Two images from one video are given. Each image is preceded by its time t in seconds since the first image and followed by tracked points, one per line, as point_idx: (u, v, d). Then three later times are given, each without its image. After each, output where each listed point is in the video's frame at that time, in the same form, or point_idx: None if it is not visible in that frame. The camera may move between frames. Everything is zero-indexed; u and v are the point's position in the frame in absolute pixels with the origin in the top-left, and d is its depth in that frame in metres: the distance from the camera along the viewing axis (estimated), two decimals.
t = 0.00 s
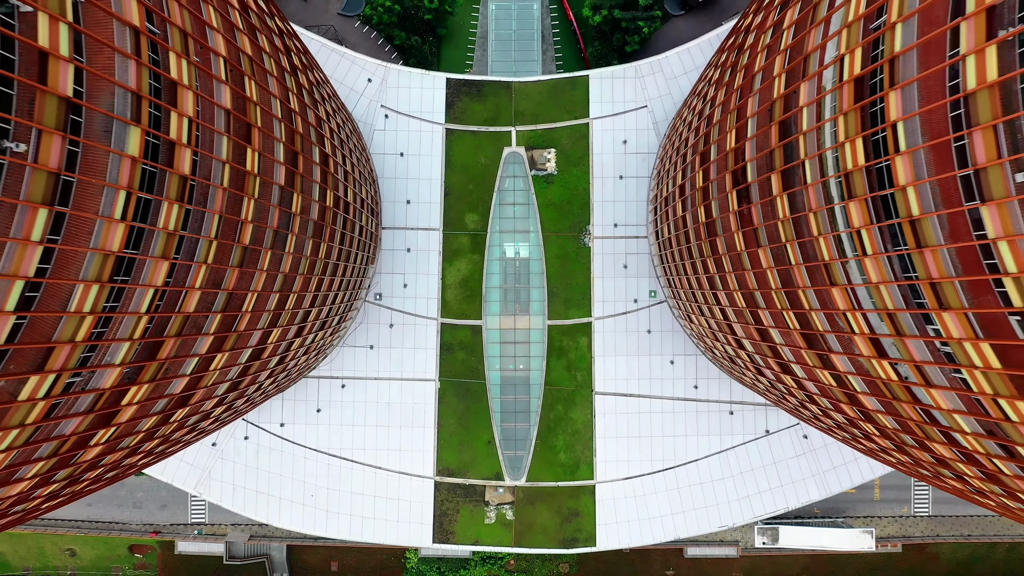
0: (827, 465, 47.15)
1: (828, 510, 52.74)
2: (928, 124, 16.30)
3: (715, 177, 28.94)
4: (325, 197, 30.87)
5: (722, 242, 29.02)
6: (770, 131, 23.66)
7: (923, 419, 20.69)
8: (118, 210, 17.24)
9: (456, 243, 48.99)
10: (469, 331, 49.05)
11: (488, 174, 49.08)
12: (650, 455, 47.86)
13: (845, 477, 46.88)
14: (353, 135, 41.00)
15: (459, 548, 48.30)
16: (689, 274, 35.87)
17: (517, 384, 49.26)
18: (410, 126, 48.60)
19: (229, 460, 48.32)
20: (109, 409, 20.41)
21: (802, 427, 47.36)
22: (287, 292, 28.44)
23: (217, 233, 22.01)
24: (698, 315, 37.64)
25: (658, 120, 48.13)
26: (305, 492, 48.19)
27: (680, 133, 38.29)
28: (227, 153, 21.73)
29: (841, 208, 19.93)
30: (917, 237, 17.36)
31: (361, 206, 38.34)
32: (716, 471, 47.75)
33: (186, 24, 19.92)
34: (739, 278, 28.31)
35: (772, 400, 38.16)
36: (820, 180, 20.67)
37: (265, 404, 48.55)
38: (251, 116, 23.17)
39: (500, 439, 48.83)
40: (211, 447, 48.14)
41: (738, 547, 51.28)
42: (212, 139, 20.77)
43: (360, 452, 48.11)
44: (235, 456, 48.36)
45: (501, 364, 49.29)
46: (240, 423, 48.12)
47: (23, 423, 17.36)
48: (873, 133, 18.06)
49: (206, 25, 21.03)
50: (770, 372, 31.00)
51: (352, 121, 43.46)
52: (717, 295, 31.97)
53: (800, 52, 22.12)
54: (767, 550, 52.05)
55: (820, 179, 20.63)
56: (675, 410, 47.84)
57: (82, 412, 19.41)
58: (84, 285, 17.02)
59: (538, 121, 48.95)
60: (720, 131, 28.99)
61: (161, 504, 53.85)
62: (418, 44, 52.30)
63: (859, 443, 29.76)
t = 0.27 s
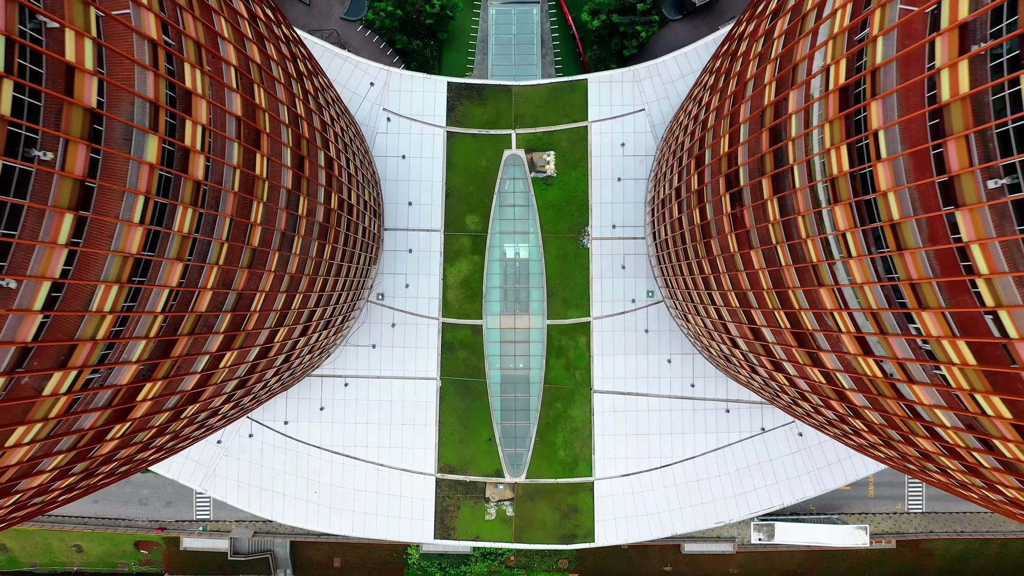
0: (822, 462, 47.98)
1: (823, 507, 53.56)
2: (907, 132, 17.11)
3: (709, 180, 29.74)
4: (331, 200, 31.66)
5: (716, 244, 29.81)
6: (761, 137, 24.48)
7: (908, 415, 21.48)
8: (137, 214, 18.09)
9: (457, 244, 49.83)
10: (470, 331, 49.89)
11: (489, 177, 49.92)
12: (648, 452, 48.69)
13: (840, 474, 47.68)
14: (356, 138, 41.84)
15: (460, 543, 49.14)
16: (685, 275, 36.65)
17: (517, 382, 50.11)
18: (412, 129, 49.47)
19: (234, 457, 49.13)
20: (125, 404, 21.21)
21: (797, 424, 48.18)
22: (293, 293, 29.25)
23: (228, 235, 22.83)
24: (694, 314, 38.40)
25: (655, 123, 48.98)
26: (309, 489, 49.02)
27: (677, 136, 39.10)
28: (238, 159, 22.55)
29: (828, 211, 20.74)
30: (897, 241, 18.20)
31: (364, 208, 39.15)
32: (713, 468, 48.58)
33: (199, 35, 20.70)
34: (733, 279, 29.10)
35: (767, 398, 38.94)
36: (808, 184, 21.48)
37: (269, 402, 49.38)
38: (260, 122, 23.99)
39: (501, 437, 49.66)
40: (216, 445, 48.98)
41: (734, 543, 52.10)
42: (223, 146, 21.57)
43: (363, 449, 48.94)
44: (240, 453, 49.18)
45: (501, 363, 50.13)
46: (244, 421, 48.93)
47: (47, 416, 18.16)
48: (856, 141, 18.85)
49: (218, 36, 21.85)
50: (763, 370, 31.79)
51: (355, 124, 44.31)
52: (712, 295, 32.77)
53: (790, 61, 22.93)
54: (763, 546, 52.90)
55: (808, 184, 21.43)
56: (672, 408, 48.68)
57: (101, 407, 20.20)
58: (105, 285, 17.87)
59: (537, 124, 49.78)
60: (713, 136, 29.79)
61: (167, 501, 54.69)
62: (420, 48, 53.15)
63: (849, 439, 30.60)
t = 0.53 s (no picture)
0: (816, 459, 48.89)
1: (818, 504, 54.45)
2: (887, 141, 18.00)
3: (703, 185, 30.68)
4: (336, 202, 32.61)
5: (709, 246, 30.73)
6: (752, 143, 25.36)
7: (891, 410, 22.33)
8: (155, 218, 18.99)
9: (458, 245, 50.75)
10: (470, 330, 50.80)
11: (489, 179, 50.84)
12: (646, 449, 49.62)
13: (834, 471, 48.59)
14: (359, 141, 42.72)
15: (461, 539, 50.06)
16: (681, 276, 37.54)
17: (516, 381, 51.04)
18: (414, 132, 50.40)
19: (239, 454, 50.01)
20: (141, 400, 22.06)
21: (792, 422, 49.10)
22: (300, 293, 30.22)
23: (241, 238, 23.79)
24: (690, 314, 39.29)
25: (652, 127, 49.92)
26: (313, 485, 49.94)
27: (673, 139, 39.96)
28: (249, 164, 23.45)
29: (813, 215, 21.65)
30: (878, 244, 19.11)
31: (367, 211, 40.02)
32: (709, 465, 49.50)
33: (212, 46, 21.57)
34: (725, 279, 29.99)
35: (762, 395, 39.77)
36: (795, 189, 22.37)
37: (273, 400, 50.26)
38: (269, 129, 24.87)
39: (501, 434, 50.60)
40: (222, 442, 49.87)
41: (730, 539, 53.03)
42: (235, 152, 22.45)
43: (366, 447, 49.87)
44: (245, 450, 50.07)
45: (501, 362, 51.07)
46: (249, 419, 49.82)
47: (70, 411, 19.05)
48: (840, 148, 19.72)
49: (230, 46, 22.73)
50: (757, 368, 32.65)
51: (358, 128, 45.27)
52: (706, 295, 33.66)
53: (779, 70, 23.82)
54: (759, 542, 53.83)
55: (795, 189, 22.32)
56: (668, 406, 49.62)
57: (119, 402, 21.06)
58: (126, 286, 18.81)
59: (537, 127, 50.69)
60: (706, 141, 30.68)
61: (172, 498, 55.04)
62: (422, 53, 54.09)
63: (840, 435, 31.50)
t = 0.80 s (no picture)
0: (811, 456, 49.71)
1: (814, 501, 55.26)
2: (869, 148, 18.81)
3: (697, 188, 31.45)
4: (341, 205, 33.40)
5: (703, 248, 31.51)
6: (745, 148, 26.16)
7: (878, 406, 23.09)
8: (171, 222, 19.83)
9: (459, 246, 51.59)
10: (471, 330, 51.64)
11: (490, 181, 51.68)
12: (643, 447, 50.46)
13: (829, 468, 49.43)
14: (362, 144, 43.53)
15: (462, 535, 50.90)
16: (678, 277, 38.29)
17: (516, 380, 51.88)
18: (415, 135, 51.25)
19: (244, 452, 50.83)
20: (154, 396, 22.83)
21: (787, 420, 49.91)
22: (305, 294, 31.01)
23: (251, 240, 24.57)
24: (687, 314, 40.06)
25: (650, 129, 50.76)
26: (316, 482, 50.76)
27: (670, 142, 40.75)
28: (258, 169, 24.27)
29: (802, 218, 22.45)
30: (862, 246, 19.92)
31: (369, 212, 40.74)
32: (706, 462, 50.33)
33: (224, 56, 22.38)
34: (720, 280, 30.74)
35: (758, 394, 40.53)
36: (785, 193, 23.17)
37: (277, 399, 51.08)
38: (277, 135, 25.68)
39: (501, 432, 51.45)
40: (226, 440, 50.70)
41: (727, 535, 53.88)
42: (245, 157, 23.24)
43: (368, 444, 50.69)
44: (250, 448, 50.89)
45: (501, 361, 51.90)
46: (253, 417, 50.65)
47: (88, 406, 19.87)
48: (826, 154, 20.51)
49: (240, 56, 23.56)
50: (751, 367, 33.44)
51: (360, 131, 46.12)
52: (702, 296, 34.46)
53: (770, 78, 24.61)
54: (756, 538, 54.67)
55: (786, 193, 23.11)
56: (666, 404, 50.45)
57: (134, 398, 21.85)
58: (143, 287, 19.66)
59: (536, 130, 51.54)
60: (700, 145, 31.43)
61: (178, 494, 55.88)
62: (423, 57, 54.95)
63: (831, 431, 32.34)
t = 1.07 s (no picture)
0: (806, 454, 50.54)
1: (809, 498, 56.10)
2: (854, 154, 19.58)
3: (692, 191, 32.21)
4: (345, 207, 34.15)
5: (698, 249, 32.24)
6: (737, 152, 26.92)
7: (864, 402, 23.89)
8: (185, 225, 20.61)
9: (460, 247, 52.44)
10: (472, 329, 52.48)
11: (490, 183, 52.53)
12: (641, 444, 51.30)
13: (824, 465, 50.24)
14: (364, 147, 44.30)
15: (462, 531, 51.74)
16: (675, 277, 39.03)
17: (516, 379, 52.70)
18: (417, 138, 52.10)
19: (248, 449, 51.64)
20: (167, 392, 23.55)
21: (783, 418, 50.72)
22: (310, 294, 31.81)
23: (260, 242, 25.34)
24: (684, 314, 40.79)
25: (648, 132, 51.59)
26: (319, 479, 51.57)
27: (668, 144, 41.53)
28: (266, 174, 25.04)
29: (791, 221, 23.24)
30: (847, 248, 20.70)
31: (372, 214, 41.52)
32: (703, 459, 51.17)
33: (234, 65, 23.20)
34: (715, 281, 31.46)
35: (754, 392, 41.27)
36: (776, 197, 23.99)
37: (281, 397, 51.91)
38: (284, 140, 26.47)
39: (502, 430, 52.29)
40: (231, 438, 51.50)
41: (724, 532, 54.73)
42: (254, 162, 24.03)
43: (371, 442, 51.49)
44: (254, 446, 51.68)
45: (501, 360, 52.73)
46: (258, 415, 51.49)
47: (105, 401, 20.66)
48: (814, 160, 21.31)
49: (249, 64, 24.36)
50: (745, 365, 34.18)
51: (363, 134, 46.96)
52: (698, 296, 35.19)
53: (761, 85, 25.43)
54: (752, 535, 55.51)
55: (776, 197, 23.90)
56: (663, 403, 51.28)
57: (148, 394, 22.59)
58: (159, 287, 20.47)
59: (536, 133, 52.39)
60: (695, 149, 32.20)
61: (183, 492, 57.18)
62: (424, 60, 55.82)
63: (823, 428, 33.13)
